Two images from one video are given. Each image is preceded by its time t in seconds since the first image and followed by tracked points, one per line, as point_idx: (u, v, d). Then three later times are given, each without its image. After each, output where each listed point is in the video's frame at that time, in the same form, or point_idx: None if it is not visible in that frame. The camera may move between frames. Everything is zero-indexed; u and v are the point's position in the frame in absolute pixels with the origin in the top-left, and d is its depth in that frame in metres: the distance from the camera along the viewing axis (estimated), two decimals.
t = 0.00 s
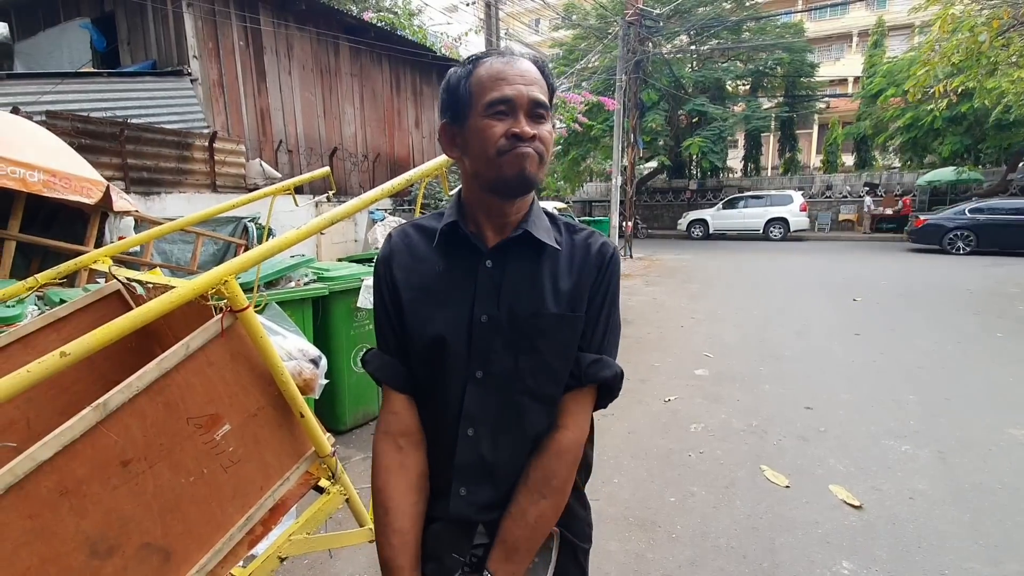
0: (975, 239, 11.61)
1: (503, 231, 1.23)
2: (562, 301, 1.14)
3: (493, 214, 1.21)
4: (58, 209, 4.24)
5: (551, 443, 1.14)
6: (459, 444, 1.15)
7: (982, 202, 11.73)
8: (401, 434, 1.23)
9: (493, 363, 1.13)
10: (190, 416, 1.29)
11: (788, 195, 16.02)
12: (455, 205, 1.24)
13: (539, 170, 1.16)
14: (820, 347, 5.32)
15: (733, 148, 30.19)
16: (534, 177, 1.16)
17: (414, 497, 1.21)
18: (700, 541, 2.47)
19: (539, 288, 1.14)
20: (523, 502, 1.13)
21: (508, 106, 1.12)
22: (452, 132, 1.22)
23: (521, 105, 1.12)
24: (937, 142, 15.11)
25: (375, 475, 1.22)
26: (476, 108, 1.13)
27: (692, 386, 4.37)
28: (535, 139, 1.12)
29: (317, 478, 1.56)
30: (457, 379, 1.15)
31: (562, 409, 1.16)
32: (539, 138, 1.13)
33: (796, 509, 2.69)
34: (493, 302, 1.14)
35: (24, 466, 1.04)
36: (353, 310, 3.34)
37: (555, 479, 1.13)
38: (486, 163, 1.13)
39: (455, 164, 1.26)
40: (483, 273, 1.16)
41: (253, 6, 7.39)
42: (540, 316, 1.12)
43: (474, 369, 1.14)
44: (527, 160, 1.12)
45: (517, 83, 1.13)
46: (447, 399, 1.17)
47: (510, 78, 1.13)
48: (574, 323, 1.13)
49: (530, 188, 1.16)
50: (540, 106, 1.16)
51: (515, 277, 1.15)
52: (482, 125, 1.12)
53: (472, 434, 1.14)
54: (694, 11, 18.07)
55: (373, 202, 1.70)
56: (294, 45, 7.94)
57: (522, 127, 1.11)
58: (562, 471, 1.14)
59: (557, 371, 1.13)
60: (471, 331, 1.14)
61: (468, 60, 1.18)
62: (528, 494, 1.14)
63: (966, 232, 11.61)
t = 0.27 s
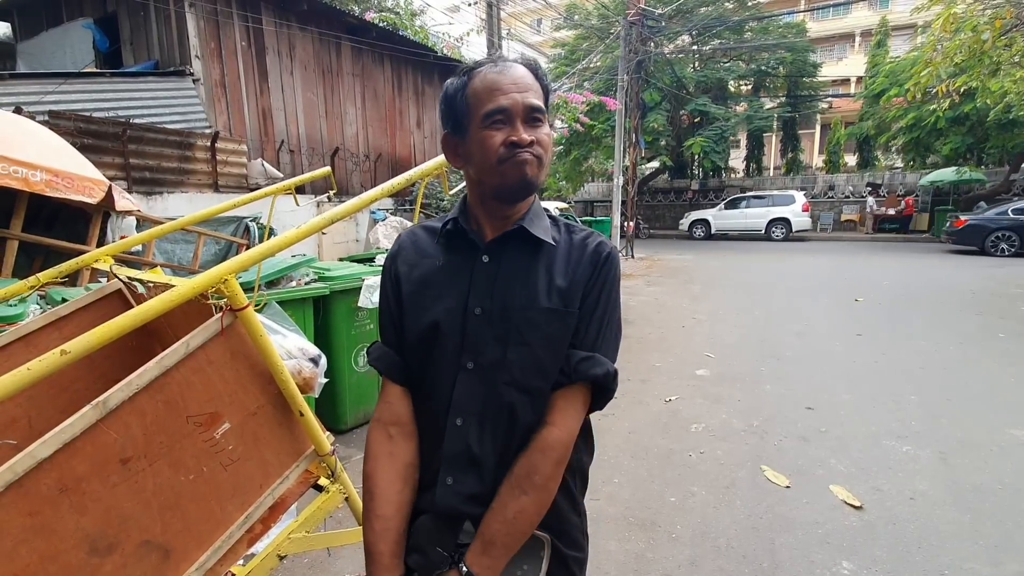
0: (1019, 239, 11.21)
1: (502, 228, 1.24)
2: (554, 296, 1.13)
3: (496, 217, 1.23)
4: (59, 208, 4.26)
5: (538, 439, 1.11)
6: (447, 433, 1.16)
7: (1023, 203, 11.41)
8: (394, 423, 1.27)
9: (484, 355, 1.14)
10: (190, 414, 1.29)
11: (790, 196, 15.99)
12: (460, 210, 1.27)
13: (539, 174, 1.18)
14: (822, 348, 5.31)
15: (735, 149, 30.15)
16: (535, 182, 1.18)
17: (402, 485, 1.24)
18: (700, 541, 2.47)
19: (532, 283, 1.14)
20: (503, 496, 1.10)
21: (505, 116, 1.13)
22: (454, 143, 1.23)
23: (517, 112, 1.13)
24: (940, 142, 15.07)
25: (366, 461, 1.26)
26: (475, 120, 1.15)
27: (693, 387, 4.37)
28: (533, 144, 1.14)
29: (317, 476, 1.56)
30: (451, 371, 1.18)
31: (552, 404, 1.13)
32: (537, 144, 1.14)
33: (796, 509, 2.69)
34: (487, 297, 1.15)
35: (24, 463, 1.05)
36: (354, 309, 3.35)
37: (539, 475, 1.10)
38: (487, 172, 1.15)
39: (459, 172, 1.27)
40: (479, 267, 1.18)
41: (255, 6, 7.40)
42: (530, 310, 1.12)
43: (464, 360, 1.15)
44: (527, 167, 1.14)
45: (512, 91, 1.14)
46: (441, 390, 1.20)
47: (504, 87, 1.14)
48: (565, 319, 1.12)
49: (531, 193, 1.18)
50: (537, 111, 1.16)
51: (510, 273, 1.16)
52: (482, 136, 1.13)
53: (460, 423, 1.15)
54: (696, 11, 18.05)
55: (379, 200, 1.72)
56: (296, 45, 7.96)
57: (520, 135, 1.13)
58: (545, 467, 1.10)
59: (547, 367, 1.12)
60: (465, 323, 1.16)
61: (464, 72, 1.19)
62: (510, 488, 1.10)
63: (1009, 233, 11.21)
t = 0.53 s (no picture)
0: None
1: (496, 234, 1.23)
2: (547, 304, 1.12)
3: (486, 223, 1.22)
4: (60, 209, 4.27)
5: (528, 448, 1.11)
6: (438, 437, 1.16)
7: None
8: (388, 425, 1.27)
9: (475, 362, 1.14)
10: (181, 417, 1.29)
11: (793, 197, 15.93)
12: (450, 211, 1.28)
13: (525, 181, 1.17)
14: (823, 350, 5.28)
15: (739, 150, 30.08)
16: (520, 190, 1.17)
17: (393, 487, 1.24)
18: (698, 544, 2.45)
19: (524, 291, 1.14)
20: (491, 504, 1.11)
21: (488, 122, 1.13)
22: (445, 145, 1.24)
23: (501, 119, 1.13)
24: (943, 143, 15.00)
25: (359, 463, 1.26)
26: (460, 124, 1.15)
27: (694, 388, 4.35)
28: (517, 151, 1.13)
29: (309, 479, 1.56)
30: (442, 376, 1.17)
31: (542, 415, 1.13)
32: (521, 151, 1.13)
33: (795, 512, 2.67)
34: (480, 304, 1.15)
35: (12, 465, 1.05)
36: (353, 311, 3.35)
37: (528, 484, 1.10)
38: (469, 178, 1.16)
39: (451, 174, 1.28)
40: (472, 272, 1.17)
41: (256, 8, 7.42)
42: (522, 320, 1.12)
43: (456, 366, 1.15)
44: (509, 175, 1.13)
45: (497, 95, 1.13)
46: (433, 395, 1.20)
47: (489, 91, 1.13)
48: (557, 329, 1.11)
49: (517, 200, 1.17)
50: (524, 117, 1.15)
51: (503, 280, 1.15)
52: (466, 141, 1.14)
53: (451, 431, 1.15)
54: (699, 11, 18.02)
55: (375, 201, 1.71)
56: (298, 47, 7.97)
57: (503, 142, 1.12)
58: (533, 477, 1.10)
59: (537, 377, 1.12)
60: (456, 328, 1.16)
61: (455, 74, 1.19)
62: (498, 497, 1.11)
63: None
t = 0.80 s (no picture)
0: None
1: (495, 239, 1.22)
2: (547, 312, 1.11)
3: (486, 225, 1.21)
4: (77, 211, 4.37)
5: (526, 456, 1.10)
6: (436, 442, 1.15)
7: None
8: (388, 428, 1.26)
9: (474, 368, 1.13)
10: (182, 417, 1.30)
11: (811, 197, 15.69)
12: (451, 212, 1.27)
13: (527, 184, 1.15)
14: (840, 353, 5.19)
15: (756, 150, 29.73)
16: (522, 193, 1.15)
17: (394, 489, 1.24)
18: (706, 551, 2.42)
19: (525, 299, 1.12)
20: (488, 510, 1.10)
21: (489, 122, 1.12)
22: (445, 146, 1.24)
23: (502, 120, 1.12)
24: (965, 143, 14.67)
25: (360, 465, 1.26)
26: (461, 125, 1.15)
27: (706, 392, 4.30)
28: (519, 154, 1.12)
29: (312, 481, 1.56)
30: (441, 381, 1.16)
31: (541, 425, 1.12)
32: (523, 153, 1.12)
33: (807, 520, 2.62)
34: (480, 310, 1.14)
35: (14, 465, 1.07)
36: (363, 312, 3.36)
37: (525, 491, 1.09)
38: (469, 181, 1.15)
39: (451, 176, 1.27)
40: (471, 278, 1.16)
41: (272, 12, 7.51)
42: (522, 328, 1.11)
43: (455, 371, 1.14)
44: (509, 178, 1.12)
45: (498, 96, 1.12)
46: (431, 400, 1.19)
47: (490, 91, 1.12)
48: (556, 338, 1.10)
49: (517, 203, 1.16)
50: (526, 118, 1.14)
51: (503, 286, 1.14)
52: (466, 142, 1.13)
53: (449, 438, 1.14)
54: (715, 11, 17.85)
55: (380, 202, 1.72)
56: (312, 50, 8.06)
57: (503, 144, 1.11)
58: (531, 484, 1.09)
59: (536, 385, 1.11)
60: (455, 334, 1.15)
61: (456, 73, 1.19)
62: (495, 503, 1.10)
63: None
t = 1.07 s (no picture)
0: None
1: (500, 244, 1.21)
2: (552, 314, 1.11)
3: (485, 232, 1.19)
4: (105, 214, 4.50)
5: (531, 457, 1.10)
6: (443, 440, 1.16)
7: None
8: (398, 425, 1.27)
9: (480, 369, 1.13)
10: (196, 414, 1.33)
11: (835, 198, 15.38)
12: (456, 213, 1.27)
13: (504, 205, 1.11)
14: (863, 357, 5.08)
15: (778, 151, 29.27)
16: (497, 213, 1.12)
17: (402, 486, 1.24)
18: (722, 556, 2.39)
19: (530, 301, 1.12)
20: (492, 508, 1.10)
21: (470, 137, 1.10)
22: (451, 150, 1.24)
23: (481, 136, 1.08)
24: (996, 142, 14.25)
25: (370, 462, 1.27)
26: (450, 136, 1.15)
27: (724, 396, 4.24)
28: (491, 175, 1.08)
29: (323, 478, 1.58)
30: (448, 381, 1.17)
31: (546, 426, 1.12)
32: (498, 174, 1.09)
33: (827, 527, 2.57)
34: (486, 312, 1.14)
35: (34, 458, 1.10)
36: (379, 312, 3.40)
37: (529, 491, 1.09)
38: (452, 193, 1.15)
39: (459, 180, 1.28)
40: (477, 280, 1.16)
41: (293, 18, 7.64)
42: (527, 331, 1.10)
43: (461, 372, 1.14)
44: (481, 198, 1.10)
45: (481, 110, 1.08)
46: (439, 400, 1.20)
47: (475, 104, 1.09)
48: (561, 341, 1.10)
49: (495, 221, 1.13)
50: (507, 137, 1.08)
51: (509, 287, 1.13)
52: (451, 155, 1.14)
53: (456, 438, 1.14)
54: (736, 10, 17.63)
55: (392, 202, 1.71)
56: (332, 54, 8.17)
57: (479, 162, 1.09)
58: (535, 484, 1.09)
59: (540, 388, 1.11)
60: (462, 335, 1.15)
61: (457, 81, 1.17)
62: (499, 502, 1.10)
63: None
